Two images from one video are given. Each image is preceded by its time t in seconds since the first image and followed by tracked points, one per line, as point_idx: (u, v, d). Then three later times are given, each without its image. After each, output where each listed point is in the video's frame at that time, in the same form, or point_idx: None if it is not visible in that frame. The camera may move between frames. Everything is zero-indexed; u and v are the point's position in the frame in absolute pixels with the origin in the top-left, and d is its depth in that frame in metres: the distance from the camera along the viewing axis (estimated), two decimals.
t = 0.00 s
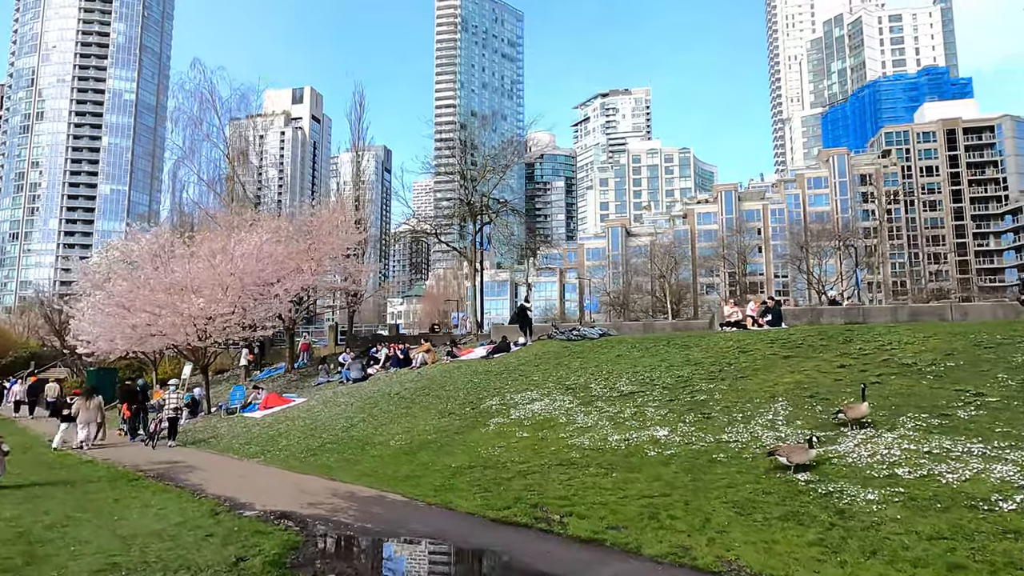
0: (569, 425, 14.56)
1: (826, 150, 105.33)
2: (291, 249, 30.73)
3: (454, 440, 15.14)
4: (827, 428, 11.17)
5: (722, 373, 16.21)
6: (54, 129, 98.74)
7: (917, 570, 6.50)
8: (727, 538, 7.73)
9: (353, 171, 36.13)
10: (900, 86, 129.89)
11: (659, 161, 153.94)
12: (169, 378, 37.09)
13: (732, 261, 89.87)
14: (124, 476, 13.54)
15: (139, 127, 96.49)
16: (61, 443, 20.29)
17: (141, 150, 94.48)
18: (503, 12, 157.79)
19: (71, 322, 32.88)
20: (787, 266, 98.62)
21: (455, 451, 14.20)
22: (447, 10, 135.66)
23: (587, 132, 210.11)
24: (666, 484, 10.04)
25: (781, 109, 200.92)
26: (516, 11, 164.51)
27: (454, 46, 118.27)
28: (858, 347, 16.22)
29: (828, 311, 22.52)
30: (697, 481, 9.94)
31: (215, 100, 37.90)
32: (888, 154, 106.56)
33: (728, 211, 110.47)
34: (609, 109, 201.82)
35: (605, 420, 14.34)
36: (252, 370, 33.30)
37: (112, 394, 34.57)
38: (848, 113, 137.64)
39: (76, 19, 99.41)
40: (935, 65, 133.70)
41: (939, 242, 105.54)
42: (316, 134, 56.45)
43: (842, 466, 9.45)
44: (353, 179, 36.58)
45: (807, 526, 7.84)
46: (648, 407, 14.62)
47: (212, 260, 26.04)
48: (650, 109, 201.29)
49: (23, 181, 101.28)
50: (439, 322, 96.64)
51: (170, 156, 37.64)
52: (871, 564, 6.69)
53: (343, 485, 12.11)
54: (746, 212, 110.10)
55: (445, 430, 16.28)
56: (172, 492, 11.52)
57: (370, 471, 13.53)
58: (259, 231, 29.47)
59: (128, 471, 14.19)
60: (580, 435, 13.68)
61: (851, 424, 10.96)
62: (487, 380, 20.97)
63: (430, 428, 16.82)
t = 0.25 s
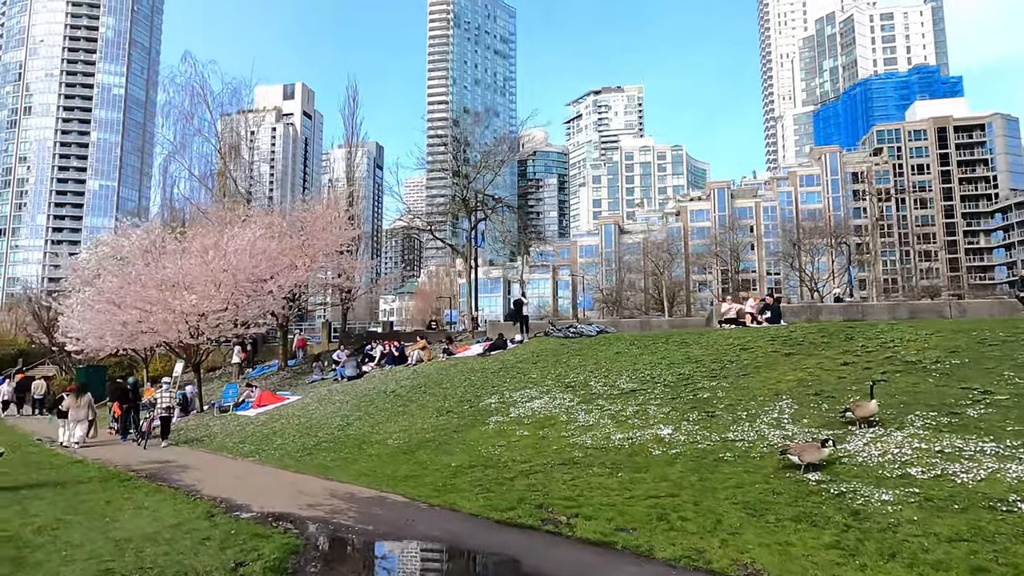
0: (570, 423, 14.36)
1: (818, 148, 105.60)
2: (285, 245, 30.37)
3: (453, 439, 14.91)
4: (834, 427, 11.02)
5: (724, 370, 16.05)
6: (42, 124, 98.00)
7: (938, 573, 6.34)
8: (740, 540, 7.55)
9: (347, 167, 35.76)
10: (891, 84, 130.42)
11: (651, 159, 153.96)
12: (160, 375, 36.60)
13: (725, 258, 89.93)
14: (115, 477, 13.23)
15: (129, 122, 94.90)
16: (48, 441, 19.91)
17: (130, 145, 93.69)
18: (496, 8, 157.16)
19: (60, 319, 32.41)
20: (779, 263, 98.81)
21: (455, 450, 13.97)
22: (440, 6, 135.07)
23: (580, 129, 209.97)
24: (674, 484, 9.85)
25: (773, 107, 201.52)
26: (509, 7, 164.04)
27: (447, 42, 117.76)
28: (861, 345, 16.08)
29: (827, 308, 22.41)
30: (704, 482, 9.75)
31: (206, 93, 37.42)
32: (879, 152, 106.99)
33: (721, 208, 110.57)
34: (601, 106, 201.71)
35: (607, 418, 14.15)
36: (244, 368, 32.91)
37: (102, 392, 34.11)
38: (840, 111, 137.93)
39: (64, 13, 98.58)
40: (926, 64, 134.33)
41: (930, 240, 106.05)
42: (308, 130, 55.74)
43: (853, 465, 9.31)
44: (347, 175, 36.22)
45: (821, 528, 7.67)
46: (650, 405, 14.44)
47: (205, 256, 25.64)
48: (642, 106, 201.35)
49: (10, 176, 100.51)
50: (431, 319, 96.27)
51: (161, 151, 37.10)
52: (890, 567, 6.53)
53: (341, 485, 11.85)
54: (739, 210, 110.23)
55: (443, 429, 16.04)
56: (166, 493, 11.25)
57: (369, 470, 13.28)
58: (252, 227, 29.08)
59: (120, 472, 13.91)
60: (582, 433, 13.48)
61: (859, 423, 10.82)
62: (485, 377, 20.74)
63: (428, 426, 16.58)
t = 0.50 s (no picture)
0: (570, 419, 14.14)
1: (810, 146, 105.92)
2: (278, 240, 30.01)
3: (451, 436, 14.64)
4: (841, 422, 10.86)
5: (725, 365, 15.89)
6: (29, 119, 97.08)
7: (959, 571, 6.16)
8: (754, 538, 7.33)
9: (341, 162, 35.39)
10: (882, 83, 130.94)
11: (644, 156, 154.02)
12: (150, 372, 36.10)
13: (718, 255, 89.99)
14: (106, 475, 12.92)
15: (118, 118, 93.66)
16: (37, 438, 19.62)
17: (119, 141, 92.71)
18: (488, 6, 156.82)
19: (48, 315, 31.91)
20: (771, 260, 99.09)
21: (453, 447, 13.71)
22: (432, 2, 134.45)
23: (572, 127, 209.89)
24: (681, 481, 9.65)
25: (765, 105, 202.19)
26: (501, 5, 163.65)
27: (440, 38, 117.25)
28: (863, 340, 15.96)
29: (825, 304, 22.33)
30: (711, 478, 9.55)
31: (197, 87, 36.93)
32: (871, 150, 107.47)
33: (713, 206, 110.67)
34: (593, 104, 201.66)
35: (608, 414, 13.94)
36: (236, 364, 32.51)
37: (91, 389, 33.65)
38: (832, 109, 138.41)
39: (52, 8, 97.64)
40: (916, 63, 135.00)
41: (921, 238, 106.58)
42: (299, 127, 55.05)
43: (863, 461, 9.14)
44: (340, 170, 35.85)
45: (835, 525, 7.47)
46: (651, 401, 14.25)
47: (196, 251, 25.26)
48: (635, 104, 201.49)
49: None
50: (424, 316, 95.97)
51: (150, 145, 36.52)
52: (910, 565, 6.35)
53: (339, 483, 11.58)
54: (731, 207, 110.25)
55: (441, 425, 15.78)
56: (158, 491, 10.94)
57: (367, 467, 12.99)
58: (245, 221, 28.71)
59: (111, 469, 13.57)
60: (583, 429, 13.26)
61: (866, 418, 10.67)
62: (482, 373, 20.50)
63: (424, 423, 16.31)
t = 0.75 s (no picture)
0: (572, 417, 13.91)
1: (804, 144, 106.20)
2: (271, 236, 29.69)
3: (451, 435, 14.38)
4: (850, 420, 10.67)
5: (728, 363, 15.72)
6: (17, 114, 95.78)
7: None
8: (768, 541, 7.12)
9: (335, 157, 35.16)
10: (875, 81, 131.22)
11: (638, 154, 153.94)
12: (142, 370, 35.71)
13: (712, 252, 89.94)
14: (97, 475, 12.60)
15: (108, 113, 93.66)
16: (25, 437, 19.19)
17: (110, 137, 92.24)
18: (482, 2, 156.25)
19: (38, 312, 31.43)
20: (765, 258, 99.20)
21: (453, 446, 13.46)
22: None
23: (565, 124, 209.51)
24: (688, 481, 9.42)
25: (758, 103, 202.66)
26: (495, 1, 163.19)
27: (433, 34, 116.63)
28: (866, 337, 15.80)
29: (826, 301, 22.17)
30: (720, 478, 9.32)
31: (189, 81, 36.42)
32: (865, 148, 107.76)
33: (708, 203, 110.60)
34: (587, 101, 201.43)
35: (611, 412, 13.72)
36: (230, 362, 32.16)
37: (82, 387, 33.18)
38: (825, 107, 138.84)
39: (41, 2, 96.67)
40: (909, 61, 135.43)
41: (913, 235, 106.90)
42: (292, 123, 54.39)
43: (876, 461, 8.94)
44: (335, 165, 35.51)
45: (850, 526, 7.28)
46: (654, 398, 14.05)
47: (188, 246, 24.84)
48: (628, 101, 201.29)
49: None
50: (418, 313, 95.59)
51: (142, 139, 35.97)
52: (938, 570, 6.13)
53: (338, 483, 11.32)
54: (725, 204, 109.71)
55: (440, 424, 15.52)
56: (151, 492, 10.67)
57: (365, 467, 12.72)
58: (239, 217, 28.36)
59: (102, 470, 13.27)
60: (586, 428, 13.02)
61: (876, 417, 10.48)
62: (480, 371, 20.25)
63: (423, 421, 16.05)
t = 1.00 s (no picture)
0: (576, 416, 13.69)
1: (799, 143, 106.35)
2: (268, 233, 29.37)
3: (453, 434, 14.13)
4: (862, 420, 10.50)
5: (732, 361, 15.53)
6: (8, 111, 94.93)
7: None
8: (788, 544, 6.92)
9: (332, 154, 34.86)
10: (869, 81, 131.51)
11: (633, 152, 153.94)
12: (136, 368, 35.33)
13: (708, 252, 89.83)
14: (92, 476, 12.33)
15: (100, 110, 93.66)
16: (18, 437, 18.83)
17: (101, 135, 91.84)
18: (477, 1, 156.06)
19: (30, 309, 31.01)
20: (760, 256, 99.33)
21: (456, 446, 13.21)
22: None
23: (560, 123, 209.38)
24: (700, 482, 9.22)
25: (752, 102, 203.03)
26: None
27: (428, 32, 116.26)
28: (873, 335, 15.64)
29: (827, 299, 22.03)
30: (732, 479, 9.14)
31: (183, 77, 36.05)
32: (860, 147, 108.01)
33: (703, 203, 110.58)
34: (582, 100, 201.35)
35: (616, 411, 13.52)
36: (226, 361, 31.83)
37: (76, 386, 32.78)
38: (819, 107, 139.20)
39: None
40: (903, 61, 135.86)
41: (908, 235, 107.13)
42: (285, 121, 53.78)
43: (892, 461, 8.77)
44: (331, 162, 35.19)
45: (871, 529, 7.09)
46: (660, 397, 13.84)
47: (184, 243, 24.49)
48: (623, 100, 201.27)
49: None
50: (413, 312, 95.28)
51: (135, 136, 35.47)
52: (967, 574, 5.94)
53: (339, 485, 11.06)
54: (720, 204, 109.85)
55: (441, 423, 15.27)
56: (149, 493, 10.45)
57: (367, 467, 12.46)
58: (235, 214, 28.02)
59: (97, 470, 12.99)
60: (591, 427, 12.80)
61: (888, 416, 10.31)
62: (481, 370, 20.01)
63: (424, 421, 15.80)
